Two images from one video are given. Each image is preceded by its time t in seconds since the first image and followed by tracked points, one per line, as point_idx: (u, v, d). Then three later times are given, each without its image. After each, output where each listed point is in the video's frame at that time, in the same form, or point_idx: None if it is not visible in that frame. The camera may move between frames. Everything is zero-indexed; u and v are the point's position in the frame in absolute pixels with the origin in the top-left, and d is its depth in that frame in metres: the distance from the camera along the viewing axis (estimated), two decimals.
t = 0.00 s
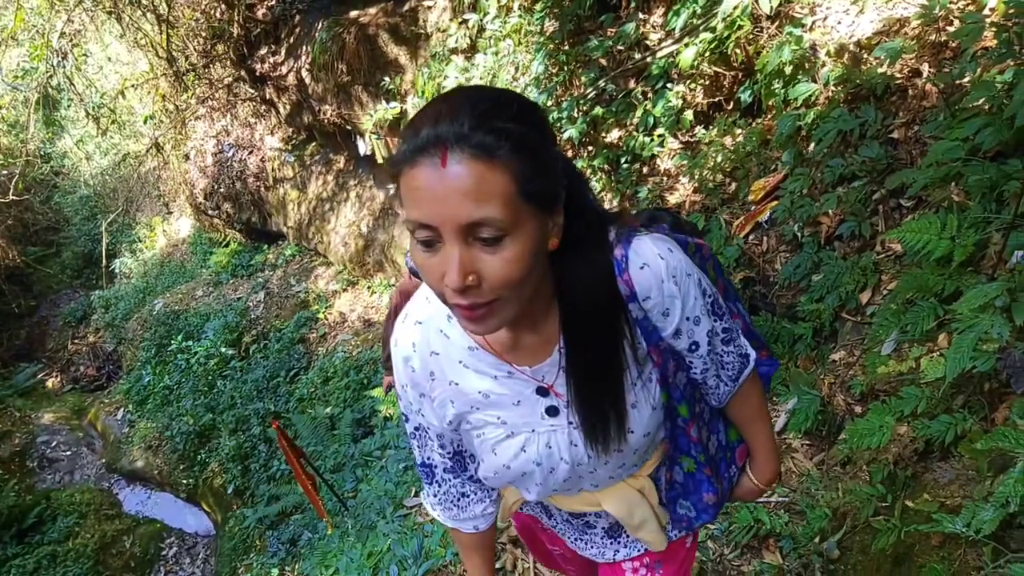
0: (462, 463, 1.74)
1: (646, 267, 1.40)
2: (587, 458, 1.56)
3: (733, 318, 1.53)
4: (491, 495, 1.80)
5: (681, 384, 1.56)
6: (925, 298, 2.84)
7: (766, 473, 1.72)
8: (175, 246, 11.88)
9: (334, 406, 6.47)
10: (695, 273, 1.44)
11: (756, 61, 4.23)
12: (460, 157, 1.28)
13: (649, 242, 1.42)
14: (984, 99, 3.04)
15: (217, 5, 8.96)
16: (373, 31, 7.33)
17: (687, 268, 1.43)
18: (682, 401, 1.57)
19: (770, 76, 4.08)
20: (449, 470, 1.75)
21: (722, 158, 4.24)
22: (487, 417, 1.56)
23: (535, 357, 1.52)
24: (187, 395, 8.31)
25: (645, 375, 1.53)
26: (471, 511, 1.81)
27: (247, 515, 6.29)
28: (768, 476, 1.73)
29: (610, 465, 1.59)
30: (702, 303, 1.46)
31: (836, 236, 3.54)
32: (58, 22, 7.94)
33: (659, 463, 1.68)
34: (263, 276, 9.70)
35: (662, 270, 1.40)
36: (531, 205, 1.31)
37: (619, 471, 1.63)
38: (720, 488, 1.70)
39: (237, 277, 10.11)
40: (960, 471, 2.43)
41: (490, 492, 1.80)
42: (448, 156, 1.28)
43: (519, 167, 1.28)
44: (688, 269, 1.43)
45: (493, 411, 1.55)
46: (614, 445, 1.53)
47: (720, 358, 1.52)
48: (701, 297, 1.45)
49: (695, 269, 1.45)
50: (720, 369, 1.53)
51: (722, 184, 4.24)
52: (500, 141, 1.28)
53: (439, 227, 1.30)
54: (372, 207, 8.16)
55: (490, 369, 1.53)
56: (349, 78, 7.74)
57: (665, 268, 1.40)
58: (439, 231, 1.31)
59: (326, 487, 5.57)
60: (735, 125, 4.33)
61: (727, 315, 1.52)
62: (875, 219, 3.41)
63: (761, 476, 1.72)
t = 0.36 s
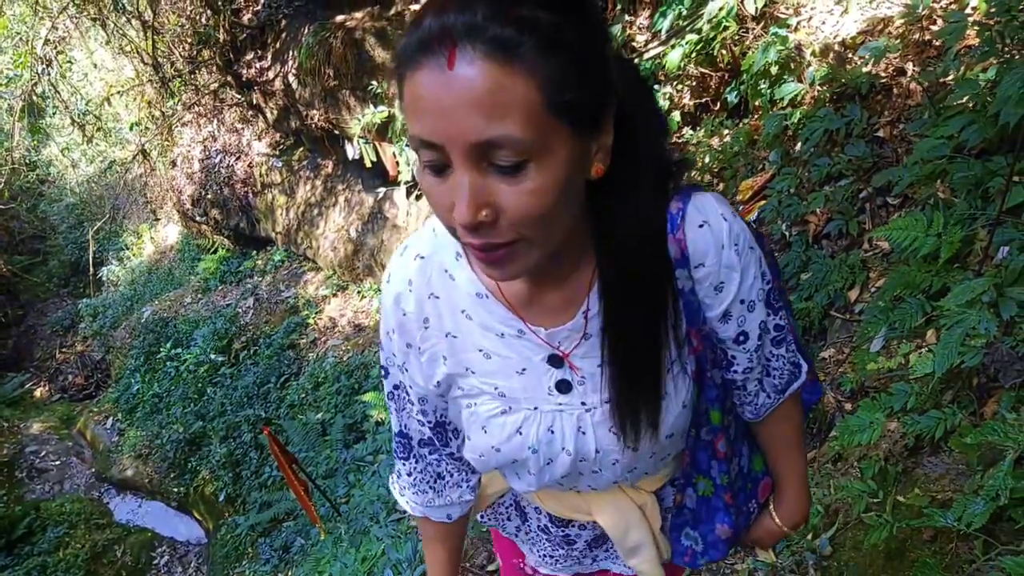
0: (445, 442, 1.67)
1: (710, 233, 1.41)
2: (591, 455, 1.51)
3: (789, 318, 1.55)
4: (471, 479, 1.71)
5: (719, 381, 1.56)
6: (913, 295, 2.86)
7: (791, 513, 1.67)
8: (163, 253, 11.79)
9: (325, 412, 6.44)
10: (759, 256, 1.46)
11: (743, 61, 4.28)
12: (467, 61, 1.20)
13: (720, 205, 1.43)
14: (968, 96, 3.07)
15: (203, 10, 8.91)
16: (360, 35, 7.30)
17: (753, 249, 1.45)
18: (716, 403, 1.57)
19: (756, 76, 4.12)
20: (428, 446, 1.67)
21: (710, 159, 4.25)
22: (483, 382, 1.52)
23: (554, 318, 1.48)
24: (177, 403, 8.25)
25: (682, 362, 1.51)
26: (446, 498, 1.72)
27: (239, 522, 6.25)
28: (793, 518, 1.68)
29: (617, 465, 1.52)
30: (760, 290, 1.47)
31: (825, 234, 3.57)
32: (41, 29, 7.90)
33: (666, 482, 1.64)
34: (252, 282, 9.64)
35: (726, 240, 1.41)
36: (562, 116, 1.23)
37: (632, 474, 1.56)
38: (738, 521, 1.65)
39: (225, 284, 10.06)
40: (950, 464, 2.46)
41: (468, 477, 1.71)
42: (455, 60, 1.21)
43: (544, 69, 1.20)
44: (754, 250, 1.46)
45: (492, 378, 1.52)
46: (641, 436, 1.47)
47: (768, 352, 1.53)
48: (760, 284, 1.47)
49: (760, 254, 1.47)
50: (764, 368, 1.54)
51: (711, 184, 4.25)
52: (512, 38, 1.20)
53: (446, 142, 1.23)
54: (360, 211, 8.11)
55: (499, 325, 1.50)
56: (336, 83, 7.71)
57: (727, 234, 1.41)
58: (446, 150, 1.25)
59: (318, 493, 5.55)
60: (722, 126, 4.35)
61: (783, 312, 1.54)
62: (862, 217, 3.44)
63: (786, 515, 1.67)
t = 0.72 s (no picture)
0: (406, 413, 1.76)
1: (676, 272, 1.29)
2: (538, 475, 1.53)
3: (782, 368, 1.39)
4: (423, 462, 1.80)
5: (694, 427, 1.42)
6: (919, 298, 2.85)
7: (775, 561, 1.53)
8: (168, 257, 11.83)
9: (329, 415, 6.45)
10: (743, 301, 1.32)
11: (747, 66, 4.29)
12: (395, 76, 1.17)
13: (699, 242, 1.30)
14: (973, 100, 3.08)
15: (209, 16, 8.97)
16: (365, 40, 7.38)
17: (734, 293, 1.31)
18: (680, 447, 1.41)
19: (761, 81, 4.14)
20: (390, 414, 1.77)
21: (715, 163, 4.28)
22: (444, 374, 1.59)
23: (519, 328, 1.47)
24: (182, 407, 8.27)
25: (644, 400, 1.43)
26: (393, 469, 1.81)
27: (243, 525, 6.26)
28: (777, 566, 1.53)
29: (567, 488, 1.53)
30: (741, 336, 1.33)
31: (829, 237, 3.56)
32: (48, 35, 7.96)
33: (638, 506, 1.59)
34: (256, 286, 9.65)
35: (697, 281, 1.29)
36: (497, 133, 1.18)
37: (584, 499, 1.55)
38: (706, 565, 1.52)
39: (230, 288, 10.08)
40: (957, 466, 2.47)
41: (422, 458, 1.80)
42: (384, 75, 1.17)
43: (477, 83, 1.16)
44: (737, 293, 1.31)
45: (451, 372, 1.58)
46: (590, 463, 1.46)
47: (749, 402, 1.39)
48: (741, 330, 1.33)
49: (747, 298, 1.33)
50: (747, 417, 1.40)
51: (715, 187, 4.25)
52: (442, 55, 1.16)
53: (371, 159, 1.20)
54: (365, 215, 8.12)
55: (459, 324, 1.54)
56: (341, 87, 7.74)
57: (699, 273, 1.29)
58: (373, 165, 1.22)
59: (322, 497, 5.56)
60: (727, 130, 4.37)
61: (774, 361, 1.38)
62: (867, 221, 3.44)
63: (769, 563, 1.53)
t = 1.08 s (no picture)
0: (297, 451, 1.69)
1: (492, 341, 1.13)
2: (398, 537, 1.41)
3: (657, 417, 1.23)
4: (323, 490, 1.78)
5: (568, 490, 1.28)
6: (909, 297, 2.88)
7: None
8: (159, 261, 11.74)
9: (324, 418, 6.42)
10: (585, 362, 1.15)
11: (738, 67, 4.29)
12: (90, 148, 0.97)
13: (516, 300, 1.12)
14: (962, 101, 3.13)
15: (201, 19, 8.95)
16: (358, 43, 7.40)
17: (574, 354, 1.14)
18: (548, 514, 1.28)
19: (751, 82, 4.15)
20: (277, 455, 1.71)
21: (706, 164, 4.29)
22: (302, 440, 1.48)
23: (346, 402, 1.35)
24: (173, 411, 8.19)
25: (493, 470, 1.28)
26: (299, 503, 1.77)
27: (237, 529, 6.21)
28: None
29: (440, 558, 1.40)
30: (586, 396, 1.17)
31: (820, 238, 3.58)
32: (39, 37, 7.90)
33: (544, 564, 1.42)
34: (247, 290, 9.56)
35: (519, 348, 1.12)
36: (219, 206, 1.00)
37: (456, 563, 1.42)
38: None
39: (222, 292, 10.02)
40: (948, 461, 2.50)
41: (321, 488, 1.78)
42: (77, 147, 0.98)
43: (186, 156, 0.97)
44: (582, 353, 1.15)
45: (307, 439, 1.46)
46: (439, 538, 1.33)
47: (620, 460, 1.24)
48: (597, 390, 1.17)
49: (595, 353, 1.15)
50: (621, 474, 1.25)
51: (707, 190, 4.27)
52: (144, 117, 0.97)
53: (84, 245, 1.01)
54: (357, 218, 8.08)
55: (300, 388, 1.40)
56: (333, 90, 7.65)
57: (518, 340, 1.11)
58: (89, 251, 1.03)
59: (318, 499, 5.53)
60: (719, 132, 4.37)
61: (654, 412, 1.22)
62: (858, 221, 3.46)
63: None
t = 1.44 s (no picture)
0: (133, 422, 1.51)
1: (355, 185, 0.96)
2: (256, 495, 1.29)
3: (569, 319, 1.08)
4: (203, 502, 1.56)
5: (464, 419, 1.12)
6: (922, 322, 2.87)
7: None
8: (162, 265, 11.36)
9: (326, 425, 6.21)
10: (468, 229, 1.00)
11: (755, 83, 4.28)
12: None
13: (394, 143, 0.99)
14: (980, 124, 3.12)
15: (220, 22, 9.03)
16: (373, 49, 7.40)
17: (455, 218, 0.99)
18: (440, 445, 1.10)
19: (768, 99, 4.20)
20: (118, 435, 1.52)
21: (722, 181, 4.28)
22: (120, 377, 1.34)
23: (163, 303, 1.20)
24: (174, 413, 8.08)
25: (367, 377, 1.14)
26: (168, 513, 1.57)
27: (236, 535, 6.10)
28: None
29: (305, 515, 1.28)
30: (476, 277, 1.01)
31: (834, 259, 3.54)
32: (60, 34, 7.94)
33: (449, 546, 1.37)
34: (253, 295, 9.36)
35: (389, 194, 0.97)
36: None
37: (339, 531, 1.30)
38: None
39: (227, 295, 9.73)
40: (956, 489, 2.45)
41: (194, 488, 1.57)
42: None
43: None
44: (467, 216, 1.00)
45: (126, 374, 1.32)
46: (295, 458, 1.17)
47: (528, 372, 1.08)
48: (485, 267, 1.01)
49: (484, 221, 1.01)
50: (531, 395, 1.09)
51: (720, 206, 4.23)
52: None
53: None
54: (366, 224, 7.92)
55: (109, 305, 1.25)
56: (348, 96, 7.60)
57: (383, 185, 0.97)
58: None
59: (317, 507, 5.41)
60: (735, 148, 4.35)
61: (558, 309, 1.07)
62: (872, 242, 3.43)
63: None
